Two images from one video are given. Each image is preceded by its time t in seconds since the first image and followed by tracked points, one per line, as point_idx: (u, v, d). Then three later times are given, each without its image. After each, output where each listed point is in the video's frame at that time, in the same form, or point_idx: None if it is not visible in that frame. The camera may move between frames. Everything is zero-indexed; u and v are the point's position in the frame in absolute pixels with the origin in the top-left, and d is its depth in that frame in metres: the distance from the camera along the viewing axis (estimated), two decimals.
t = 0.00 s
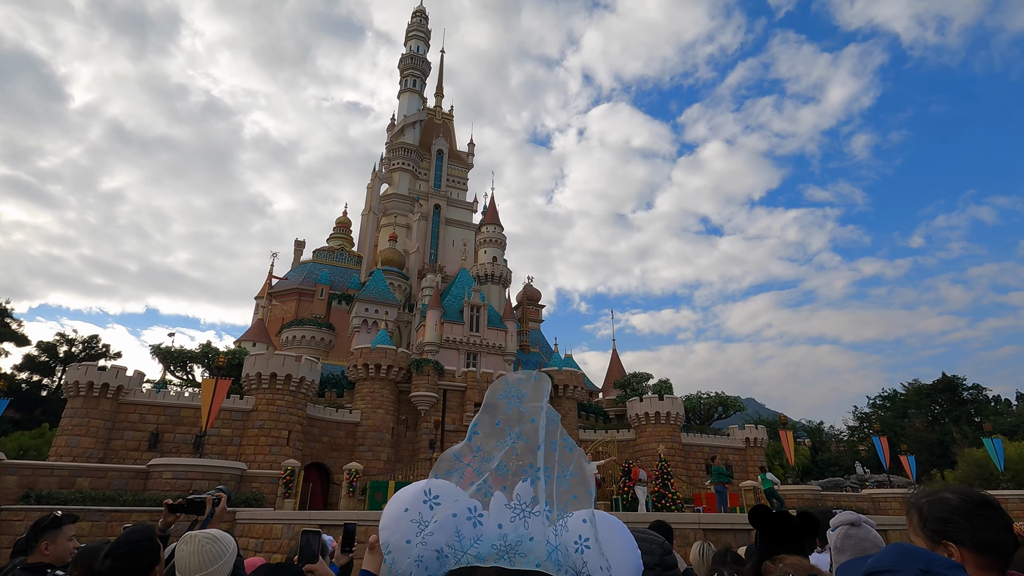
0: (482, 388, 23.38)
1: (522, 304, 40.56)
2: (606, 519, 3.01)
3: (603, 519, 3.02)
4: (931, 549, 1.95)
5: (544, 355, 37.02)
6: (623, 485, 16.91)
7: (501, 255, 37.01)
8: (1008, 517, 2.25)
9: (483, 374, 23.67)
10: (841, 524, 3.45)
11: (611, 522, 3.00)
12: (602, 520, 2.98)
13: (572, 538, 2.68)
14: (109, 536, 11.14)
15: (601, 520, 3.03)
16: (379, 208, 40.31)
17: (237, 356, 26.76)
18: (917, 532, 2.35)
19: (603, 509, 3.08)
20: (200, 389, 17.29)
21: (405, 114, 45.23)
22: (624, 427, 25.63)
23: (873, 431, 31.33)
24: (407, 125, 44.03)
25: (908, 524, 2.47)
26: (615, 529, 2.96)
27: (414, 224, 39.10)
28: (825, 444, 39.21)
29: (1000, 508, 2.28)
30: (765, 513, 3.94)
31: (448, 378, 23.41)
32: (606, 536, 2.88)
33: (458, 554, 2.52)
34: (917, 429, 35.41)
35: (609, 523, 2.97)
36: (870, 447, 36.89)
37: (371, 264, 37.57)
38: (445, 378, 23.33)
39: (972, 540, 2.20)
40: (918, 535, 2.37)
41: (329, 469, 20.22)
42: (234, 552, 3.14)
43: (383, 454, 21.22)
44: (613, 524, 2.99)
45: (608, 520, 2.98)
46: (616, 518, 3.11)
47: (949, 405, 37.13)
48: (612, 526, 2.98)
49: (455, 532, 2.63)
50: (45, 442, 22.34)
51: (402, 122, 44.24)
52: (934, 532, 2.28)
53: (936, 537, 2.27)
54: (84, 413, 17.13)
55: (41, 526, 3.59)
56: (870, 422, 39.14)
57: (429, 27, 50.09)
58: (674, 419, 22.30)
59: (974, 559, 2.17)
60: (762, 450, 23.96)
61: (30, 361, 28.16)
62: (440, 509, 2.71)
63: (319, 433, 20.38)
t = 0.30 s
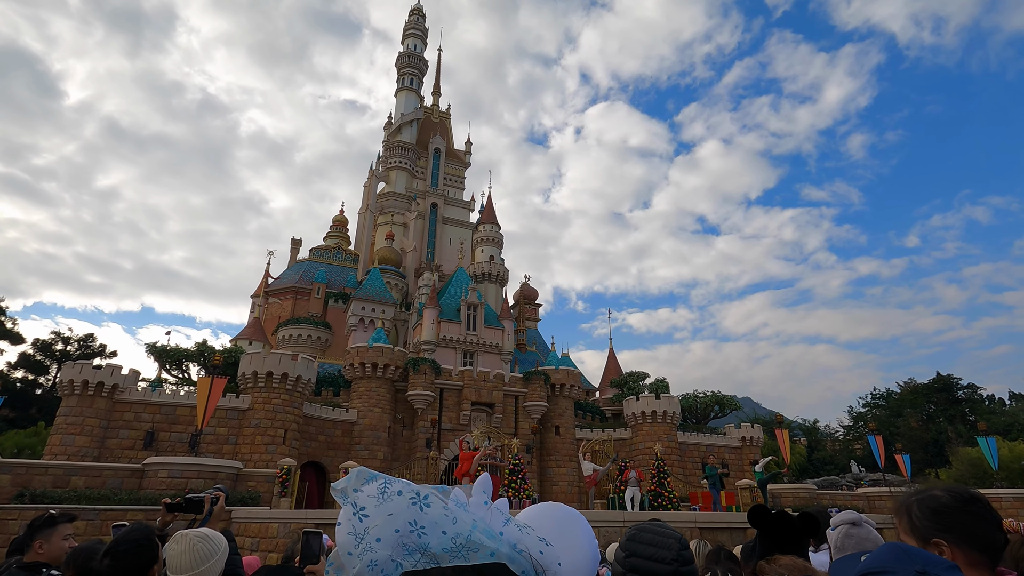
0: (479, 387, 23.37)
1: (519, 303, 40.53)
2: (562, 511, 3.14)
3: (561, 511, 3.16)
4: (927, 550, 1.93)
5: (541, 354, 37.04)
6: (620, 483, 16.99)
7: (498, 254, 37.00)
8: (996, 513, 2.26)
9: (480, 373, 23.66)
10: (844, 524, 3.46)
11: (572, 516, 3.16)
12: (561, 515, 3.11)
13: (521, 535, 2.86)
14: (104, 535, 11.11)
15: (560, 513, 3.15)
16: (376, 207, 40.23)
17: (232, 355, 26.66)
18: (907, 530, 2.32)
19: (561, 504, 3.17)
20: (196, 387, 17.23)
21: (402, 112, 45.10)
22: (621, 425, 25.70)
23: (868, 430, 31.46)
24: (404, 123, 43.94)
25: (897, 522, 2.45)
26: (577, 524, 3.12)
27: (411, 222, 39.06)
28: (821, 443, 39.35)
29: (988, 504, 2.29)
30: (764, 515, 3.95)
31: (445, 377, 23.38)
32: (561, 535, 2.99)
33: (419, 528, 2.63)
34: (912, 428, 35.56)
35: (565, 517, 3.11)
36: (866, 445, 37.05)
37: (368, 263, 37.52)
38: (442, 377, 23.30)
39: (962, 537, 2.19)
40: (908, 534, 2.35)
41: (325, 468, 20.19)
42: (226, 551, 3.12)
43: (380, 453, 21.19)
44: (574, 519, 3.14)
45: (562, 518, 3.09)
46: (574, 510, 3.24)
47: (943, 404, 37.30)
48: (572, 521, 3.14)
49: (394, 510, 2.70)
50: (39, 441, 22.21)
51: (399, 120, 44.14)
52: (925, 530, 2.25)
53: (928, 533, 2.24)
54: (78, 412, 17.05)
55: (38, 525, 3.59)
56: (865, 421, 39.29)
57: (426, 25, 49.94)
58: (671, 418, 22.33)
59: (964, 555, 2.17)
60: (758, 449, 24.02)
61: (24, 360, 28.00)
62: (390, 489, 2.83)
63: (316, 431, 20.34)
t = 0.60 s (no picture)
0: (473, 386, 23.35)
1: (513, 302, 40.53)
2: (537, 507, 3.33)
3: (537, 507, 3.33)
4: (926, 548, 1.94)
5: (535, 354, 37.07)
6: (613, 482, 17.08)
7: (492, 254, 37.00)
8: (989, 512, 2.28)
9: (474, 372, 23.63)
10: (846, 521, 3.55)
11: (547, 511, 3.31)
12: (536, 512, 3.27)
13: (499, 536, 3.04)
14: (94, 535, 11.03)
15: (536, 509, 3.32)
16: (370, 205, 40.11)
17: (225, 353, 26.51)
18: (898, 528, 2.35)
19: (536, 499, 3.35)
20: (188, 386, 17.10)
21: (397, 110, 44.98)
22: (615, 425, 25.78)
23: (860, 430, 31.69)
24: (398, 122, 43.81)
25: (889, 519, 2.47)
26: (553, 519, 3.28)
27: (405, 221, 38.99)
28: (813, 442, 39.62)
29: (981, 503, 2.31)
30: (764, 513, 4.06)
31: (439, 376, 23.33)
32: (534, 532, 3.16)
33: (385, 562, 2.58)
34: (903, 428, 35.84)
35: (542, 512, 3.28)
36: (857, 445, 37.33)
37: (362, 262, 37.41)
38: (437, 376, 23.25)
39: (954, 534, 2.21)
40: (899, 530, 2.37)
41: (318, 468, 20.11)
42: (222, 550, 3.08)
43: (373, 452, 21.13)
44: (549, 515, 3.28)
45: (537, 513, 3.26)
46: (548, 505, 3.40)
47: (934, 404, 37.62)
48: (548, 515, 3.30)
49: (357, 559, 2.62)
50: (28, 440, 21.96)
51: (394, 119, 44.02)
52: (915, 526, 2.28)
53: (920, 530, 2.26)
54: (69, 410, 16.88)
55: (33, 525, 3.55)
56: (857, 421, 39.57)
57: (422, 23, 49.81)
58: (664, 417, 22.39)
59: (956, 552, 2.19)
60: (751, 448, 24.15)
61: (14, 358, 27.71)
62: (346, 541, 2.68)
63: (309, 430, 20.25)
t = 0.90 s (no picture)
0: (469, 384, 23.33)
1: (509, 300, 40.50)
2: (547, 493, 3.00)
3: (546, 494, 3.01)
4: (931, 545, 1.94)
5: (530, 352, 37.09)
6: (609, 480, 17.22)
7: (488, 252, 36.96)
8: (990, 509, 2.28)
9: (470, 370, 23.60)
10: (845, 520, 3.56)
11: (556, 497, 2.98)
12: (546, 497, 2.97)
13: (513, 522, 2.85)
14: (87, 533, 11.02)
15: (546, 495, 3.00)
16: (366, 203, 39.96)
17: (220, 351, 26.39)
18: (901, 524, 2.35)
19: (545, 486, 3.02)
20: (183, 384, 17.01)
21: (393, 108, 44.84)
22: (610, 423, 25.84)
23: (854, 428, 31.86)
24: (394, 119, 43.65)
25: (891, 515, 2.47)
26: (564, 503, 2.97)
27: (401, 219, 38.88)
28: (807, 440, 39.85)
29: (982, 501, 2.31)
30: (763, 510, 4.07)
31: (435, 374, 23.30)
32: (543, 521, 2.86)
33: (410, 562, 2.40)
34: (896, 426, 36.09)
35: (549, 499, 2.96)
36: (851, 443, 37.58)
37: (357, 260, 37.28)
38: (432, 374, 23.22)
39: (955, 531, 2.21)
40: (900, 526, 2.37)
41: (314, 466, 20.06)
42: (217, 549, 3.05)
43: (369, 450, 21.08)
44: (559, 499, 2.97)
45: (547, 498, 2.96)
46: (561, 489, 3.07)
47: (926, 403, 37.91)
48: (557, 501, 2.97)
49: (384, 549, 2.47)
50: (21, 438, 21.79)
51: (390, 116, 43.86)
52: (917, 521, 2.27)
53: (920, 526, 2.26)
54: (61, 409, 16.77)
55: (26, 525, 3.53)
56: (850, 419, 39.81)
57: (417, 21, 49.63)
58: (660, 415, 22.45)
59: (957, 548, 2.19)
60: (745, 447, 24.26)
61: (5, 356, 27.49)
62: (375, 526, 2.54)
63: (304, 429, 20.19)
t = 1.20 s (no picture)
0: (469, 383, 23.31)
1: (509, 298, 40.50)
2: (577, 496, 2.92)
3: (576, 497, 2.94)
4: (940, 542, 1.93)
5: (530, 350, 37.10)
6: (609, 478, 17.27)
7: (488, 250, 36.90)
8: (997, 505, 2.27)
9: (470, 369, 23.58)
10: (846, 517, 3.59)
11: (588, 502, 2.90)
12: (576, 501, 2.89)
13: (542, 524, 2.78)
14: (88, 532, 11.01)
15: (576, 499, 2.93)
16: (365, 201, 39.88)
17: (219, 350, 26.36)
18: (906, 520, 2.34)
19: (575, 490, 2.94)
20: (182, 382, 16.99)
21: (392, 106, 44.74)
22: (610, 421, 25.86)
23: (853, 425, 31.88)
24: (394, 117, 43.59)
25: (895, 511, 2.46)
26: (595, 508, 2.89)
27: (401, 217, 38.83)
28: (807, 438, 39.94)
29: (991, 497, 2.30)
30: (763, 507, 4.11)
31: (435, 372, 23.29)
32: (576, 524, 2.78)
33: None
34: (895, 423, 36.11)
35: (580, 503, 2.88)
36: (851, 441, 37.61)
37: (357, 258, 37.23)
38: (432, 372, 23.21)
39: (962, 528, 2.20)
40: (906, 521, 2.36)
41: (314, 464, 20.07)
42: (217, 548, 3.01)
43: (369, 449, 21.08)
44: (589, 504, 2.89)
45: (578, 501, 2.89)
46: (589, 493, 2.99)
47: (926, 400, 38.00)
48: (589, 506, 2.89)
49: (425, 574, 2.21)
50: (20, 437, 21.77)
51: (389, 114, 43.80)
52: (923, 517, 2.27)
53: (926, 521, 2.25)
54: (61, 407, 16.76)
55: (28, 524, 3.54)
56: (850, 417, 39.86)
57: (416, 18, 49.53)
58: (660, 413, 22.47)
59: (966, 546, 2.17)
60: (745, 444, 24.27)
61: (4, 355, 27.44)
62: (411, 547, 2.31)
63: (304, 427, 20.19)
